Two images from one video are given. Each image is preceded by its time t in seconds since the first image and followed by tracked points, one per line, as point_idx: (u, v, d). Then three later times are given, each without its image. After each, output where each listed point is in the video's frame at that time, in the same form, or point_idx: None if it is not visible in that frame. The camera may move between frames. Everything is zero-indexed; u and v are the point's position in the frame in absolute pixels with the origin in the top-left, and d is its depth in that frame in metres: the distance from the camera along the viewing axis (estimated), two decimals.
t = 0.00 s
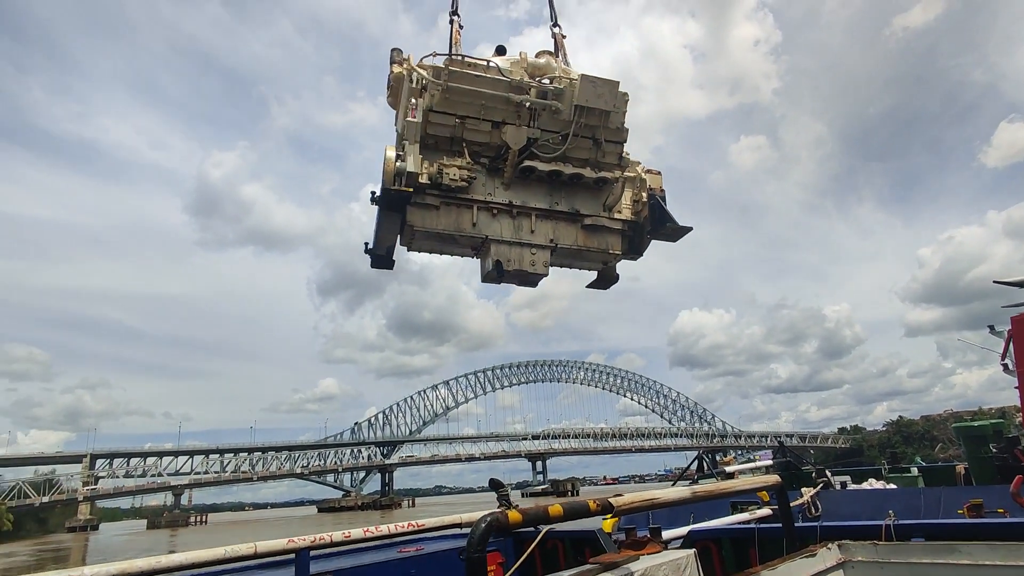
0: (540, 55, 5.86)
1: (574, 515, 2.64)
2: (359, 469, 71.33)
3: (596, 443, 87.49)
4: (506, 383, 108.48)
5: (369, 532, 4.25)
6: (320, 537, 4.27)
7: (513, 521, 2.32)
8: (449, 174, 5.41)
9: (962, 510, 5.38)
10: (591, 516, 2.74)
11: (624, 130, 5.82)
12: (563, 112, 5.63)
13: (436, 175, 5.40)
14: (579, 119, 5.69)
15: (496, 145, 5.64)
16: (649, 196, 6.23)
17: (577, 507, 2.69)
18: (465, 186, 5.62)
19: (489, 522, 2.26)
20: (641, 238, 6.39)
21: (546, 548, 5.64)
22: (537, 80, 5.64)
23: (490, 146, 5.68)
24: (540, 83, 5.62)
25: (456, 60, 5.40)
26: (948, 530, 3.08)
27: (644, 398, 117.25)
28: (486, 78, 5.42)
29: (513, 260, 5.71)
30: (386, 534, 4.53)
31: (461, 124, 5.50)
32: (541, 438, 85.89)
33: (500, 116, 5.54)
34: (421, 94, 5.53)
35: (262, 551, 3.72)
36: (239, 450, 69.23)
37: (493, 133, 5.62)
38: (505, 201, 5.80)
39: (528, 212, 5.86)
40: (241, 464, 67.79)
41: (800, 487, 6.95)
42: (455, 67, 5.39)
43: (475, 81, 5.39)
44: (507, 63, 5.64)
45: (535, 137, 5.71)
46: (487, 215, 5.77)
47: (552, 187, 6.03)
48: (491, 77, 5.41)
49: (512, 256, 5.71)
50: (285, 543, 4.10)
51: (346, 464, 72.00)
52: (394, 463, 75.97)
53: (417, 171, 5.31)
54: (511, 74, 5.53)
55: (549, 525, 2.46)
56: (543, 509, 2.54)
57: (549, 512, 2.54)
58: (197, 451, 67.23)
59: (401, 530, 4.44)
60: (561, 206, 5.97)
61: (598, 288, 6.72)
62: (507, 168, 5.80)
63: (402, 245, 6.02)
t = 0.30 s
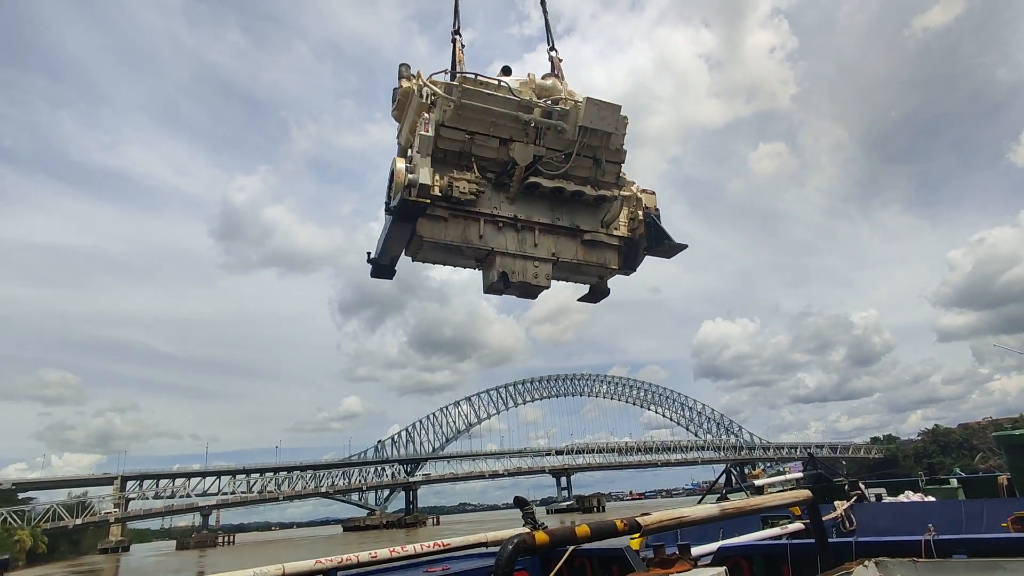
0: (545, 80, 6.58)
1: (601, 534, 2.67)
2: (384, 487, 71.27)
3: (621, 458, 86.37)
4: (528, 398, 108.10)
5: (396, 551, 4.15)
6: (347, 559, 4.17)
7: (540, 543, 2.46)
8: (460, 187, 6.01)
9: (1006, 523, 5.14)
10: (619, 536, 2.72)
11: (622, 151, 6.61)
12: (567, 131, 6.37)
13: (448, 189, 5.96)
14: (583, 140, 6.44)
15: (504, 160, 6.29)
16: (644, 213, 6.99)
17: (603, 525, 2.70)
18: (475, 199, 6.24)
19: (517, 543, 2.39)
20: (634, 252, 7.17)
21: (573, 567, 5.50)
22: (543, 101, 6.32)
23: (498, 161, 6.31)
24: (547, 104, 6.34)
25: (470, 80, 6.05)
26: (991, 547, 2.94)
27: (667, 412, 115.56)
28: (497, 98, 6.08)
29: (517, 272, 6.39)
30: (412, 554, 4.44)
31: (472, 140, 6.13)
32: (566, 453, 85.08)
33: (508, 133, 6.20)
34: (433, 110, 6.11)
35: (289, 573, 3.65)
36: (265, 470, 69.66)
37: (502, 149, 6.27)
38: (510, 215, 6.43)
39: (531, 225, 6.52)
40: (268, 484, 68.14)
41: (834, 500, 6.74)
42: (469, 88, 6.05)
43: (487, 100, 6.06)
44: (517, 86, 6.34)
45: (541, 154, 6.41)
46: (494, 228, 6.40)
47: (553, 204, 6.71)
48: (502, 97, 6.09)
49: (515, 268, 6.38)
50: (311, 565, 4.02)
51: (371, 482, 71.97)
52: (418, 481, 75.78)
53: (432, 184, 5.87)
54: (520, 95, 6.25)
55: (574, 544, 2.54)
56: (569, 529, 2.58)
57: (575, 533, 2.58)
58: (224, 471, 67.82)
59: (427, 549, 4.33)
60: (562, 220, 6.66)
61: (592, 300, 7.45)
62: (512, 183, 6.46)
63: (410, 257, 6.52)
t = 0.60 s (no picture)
0: (550, 95, 6.69)
1: (626, 546, 2.61)
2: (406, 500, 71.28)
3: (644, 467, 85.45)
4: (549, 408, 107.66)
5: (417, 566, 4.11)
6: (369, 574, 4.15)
7: (564, 557, 2.41)
8: (470, 196, 6.04)
9: None
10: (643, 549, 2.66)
11: (622, 165, 6.77)
12: (572, 144, 6.50)
13: (459, 197, 5.98)
14: (586, 153, 6.57)
15: (510, 170, 6.36)
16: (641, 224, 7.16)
17: (628, 538, 2.64)
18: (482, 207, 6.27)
19: (543, 557, 2.34)
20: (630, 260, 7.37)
21: None
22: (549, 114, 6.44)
23: (505, 171, 6.37)
24: (553, 117, 6.45)
25: (481, 92, 6.09)
26: None
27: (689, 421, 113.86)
28: (506, 109, 6.14)
29: (523, 279, 6.45)
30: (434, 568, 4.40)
31: (481, 150, 6.17)
32: (588, 464, 84.41)
33: (516, 144, 6.27)
34: (443, 118, 6.12)
35: None
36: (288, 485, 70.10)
37: (508, 159, 6.33)
38: (515, 223, 6.49)
39: (536, 234, 6.60)
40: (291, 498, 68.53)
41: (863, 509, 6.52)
42: (479, 99, 6.09)
43: (496, 111, 6.11)
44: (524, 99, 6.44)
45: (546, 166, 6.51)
46: (500, 235, 6.43)
47: (555, 213, 6.81)
48: (512, 109, 6.16)
49: (521, 275, 6.44)
50: None
51: (393, 495, 72.03)
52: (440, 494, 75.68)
53: (444, 192, 5.87)
54: (528, 107, 6.32)
55: (599, 558, 2.49)
56: (593, 542, 2.52)
57: (599, 546, 2.52)
58: (248, 486, 68.36)
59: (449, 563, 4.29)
60: (564, 229, 6.78)
61: (587, 307, 7.61)
62: (518, 193, 6.53)
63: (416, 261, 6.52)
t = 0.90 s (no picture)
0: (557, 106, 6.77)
1: (650, 556, 2.54)
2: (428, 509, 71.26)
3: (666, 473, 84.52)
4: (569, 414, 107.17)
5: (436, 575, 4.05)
6: None
7: (589, 566, 2.34)
8: (482, 199, 6.04)
9: None
10: (669, 558, 2.59)
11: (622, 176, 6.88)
12: (577, 154, 6.57)
13: (472, 200, 5.97)
14: (590, 163, 6.64)
15: (519, 176, 6.38)
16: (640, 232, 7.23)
17: (652, 547, 2.57)
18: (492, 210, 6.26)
19: (568, 567, 2.28)
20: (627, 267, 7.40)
21: None
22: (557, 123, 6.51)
23: (514, 177, 6.39)
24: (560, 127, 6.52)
25: (494, 99, 6.13)
26: None
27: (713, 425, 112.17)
28: (519, 117, 6.19)
29: (529, 282, 6.42)
30: None
31: (492, 155, 6.19)
32: (609, 470, 83.72)
33: (525, 151, 6.31)
34: (456, 123, 6.12)
35: None
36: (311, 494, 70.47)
37: (517, 165, 6.35)
38: (523, 227, 6.47)
39: (542, 239, 6.58)
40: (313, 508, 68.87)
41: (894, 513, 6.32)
42: (493, 106, 6.12)
43: (508, 118, 6.15)
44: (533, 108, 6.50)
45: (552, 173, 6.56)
46: (508, 238, 6.40)
47: (559, 219, 6.83)
48: (523, 117, 6.21)
49: (528, 277, 6.40)
50: None
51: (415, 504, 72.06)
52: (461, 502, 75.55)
53: (458, 194, 5.85)
54: (539, 115, 6.37)
55: (624, 568, 2.41)
56: (617, 551, 2.45)
57: (624, 555, 2.45)
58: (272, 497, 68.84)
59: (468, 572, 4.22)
60: (567, 235, 6.78)
61: (581, 313, 7.58)
62: (525, 198, 6.53)
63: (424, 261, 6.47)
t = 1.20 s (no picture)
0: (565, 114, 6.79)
1: (674, 561, 2.46)
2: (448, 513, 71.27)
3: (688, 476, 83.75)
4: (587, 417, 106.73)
5: None
6: None
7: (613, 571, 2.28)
8: (495, 201, 6.00)
9: None
10: (692, 562, 2.51)
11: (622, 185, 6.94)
12: (583, 162, 6.59)
13: (486, 202, 5.94)
14: (593, 171, 6.68)
15: (527, 181, 6.37)
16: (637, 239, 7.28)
17: (676, 552, 2.49)
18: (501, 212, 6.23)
19: (592, 572, 2.23)
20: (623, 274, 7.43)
21: None
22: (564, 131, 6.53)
23: (522, 181, 6.38)
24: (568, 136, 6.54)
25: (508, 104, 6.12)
26: None
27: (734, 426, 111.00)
28: (531, 122, 6.18)
29: (535, 284, 6.40)
30: None
31: (503, 160, 6.17)
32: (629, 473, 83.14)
33: (535, 156, 6.30)
34: (470, 127, 6.11)
35: None
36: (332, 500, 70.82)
37: (525, 169, 6.34)
38: (530, 230, 6.44)
39: (546, 242, 6.56)
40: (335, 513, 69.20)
41: (923, 514, 6.15)
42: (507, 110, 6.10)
43: (521, 124, 6.13)
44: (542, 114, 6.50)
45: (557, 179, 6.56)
46: (516, 240, 6.37)
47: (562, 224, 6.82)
48: (535, 123, 6.21)
49: (534, 279, 6.38)
50: None
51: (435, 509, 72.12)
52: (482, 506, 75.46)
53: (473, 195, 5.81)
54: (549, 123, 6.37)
55: (648, 574, 2.35)
56: (641, 556, 2.38)
57: (648, 561, 2.38)
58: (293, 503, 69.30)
59: None
60: (570, 239, 6.77)
61: (575, 317, 7.56)
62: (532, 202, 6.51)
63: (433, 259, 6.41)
